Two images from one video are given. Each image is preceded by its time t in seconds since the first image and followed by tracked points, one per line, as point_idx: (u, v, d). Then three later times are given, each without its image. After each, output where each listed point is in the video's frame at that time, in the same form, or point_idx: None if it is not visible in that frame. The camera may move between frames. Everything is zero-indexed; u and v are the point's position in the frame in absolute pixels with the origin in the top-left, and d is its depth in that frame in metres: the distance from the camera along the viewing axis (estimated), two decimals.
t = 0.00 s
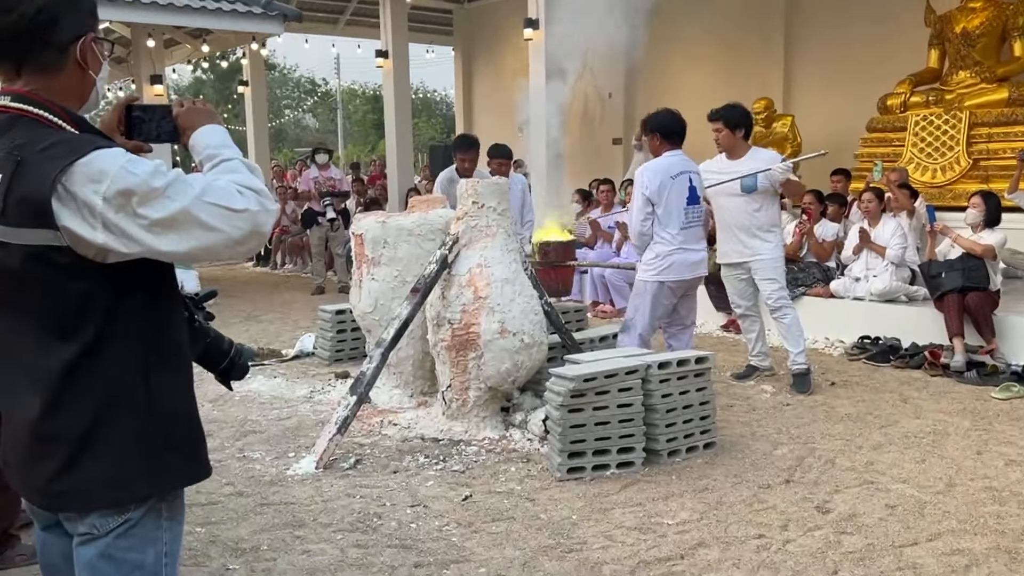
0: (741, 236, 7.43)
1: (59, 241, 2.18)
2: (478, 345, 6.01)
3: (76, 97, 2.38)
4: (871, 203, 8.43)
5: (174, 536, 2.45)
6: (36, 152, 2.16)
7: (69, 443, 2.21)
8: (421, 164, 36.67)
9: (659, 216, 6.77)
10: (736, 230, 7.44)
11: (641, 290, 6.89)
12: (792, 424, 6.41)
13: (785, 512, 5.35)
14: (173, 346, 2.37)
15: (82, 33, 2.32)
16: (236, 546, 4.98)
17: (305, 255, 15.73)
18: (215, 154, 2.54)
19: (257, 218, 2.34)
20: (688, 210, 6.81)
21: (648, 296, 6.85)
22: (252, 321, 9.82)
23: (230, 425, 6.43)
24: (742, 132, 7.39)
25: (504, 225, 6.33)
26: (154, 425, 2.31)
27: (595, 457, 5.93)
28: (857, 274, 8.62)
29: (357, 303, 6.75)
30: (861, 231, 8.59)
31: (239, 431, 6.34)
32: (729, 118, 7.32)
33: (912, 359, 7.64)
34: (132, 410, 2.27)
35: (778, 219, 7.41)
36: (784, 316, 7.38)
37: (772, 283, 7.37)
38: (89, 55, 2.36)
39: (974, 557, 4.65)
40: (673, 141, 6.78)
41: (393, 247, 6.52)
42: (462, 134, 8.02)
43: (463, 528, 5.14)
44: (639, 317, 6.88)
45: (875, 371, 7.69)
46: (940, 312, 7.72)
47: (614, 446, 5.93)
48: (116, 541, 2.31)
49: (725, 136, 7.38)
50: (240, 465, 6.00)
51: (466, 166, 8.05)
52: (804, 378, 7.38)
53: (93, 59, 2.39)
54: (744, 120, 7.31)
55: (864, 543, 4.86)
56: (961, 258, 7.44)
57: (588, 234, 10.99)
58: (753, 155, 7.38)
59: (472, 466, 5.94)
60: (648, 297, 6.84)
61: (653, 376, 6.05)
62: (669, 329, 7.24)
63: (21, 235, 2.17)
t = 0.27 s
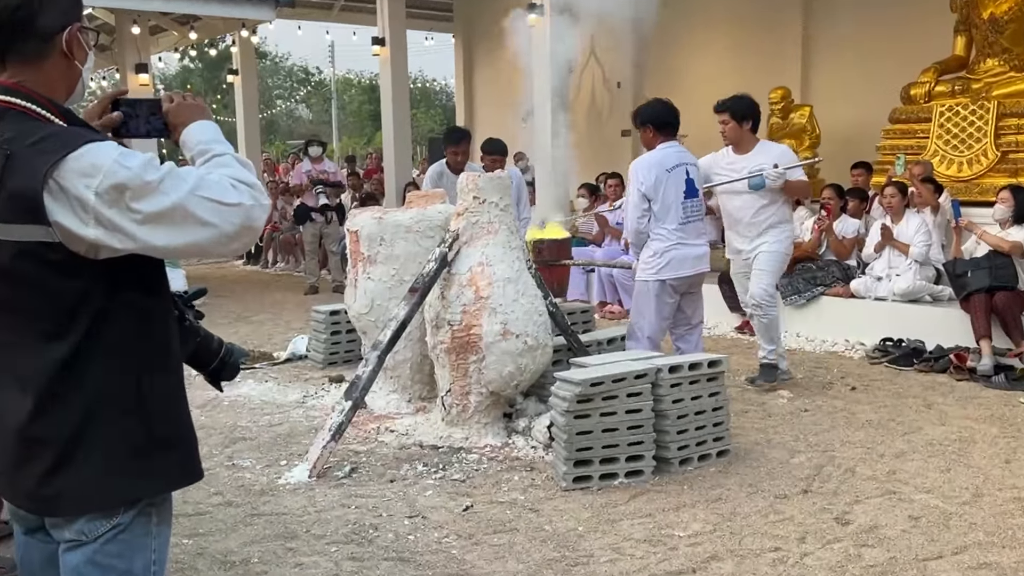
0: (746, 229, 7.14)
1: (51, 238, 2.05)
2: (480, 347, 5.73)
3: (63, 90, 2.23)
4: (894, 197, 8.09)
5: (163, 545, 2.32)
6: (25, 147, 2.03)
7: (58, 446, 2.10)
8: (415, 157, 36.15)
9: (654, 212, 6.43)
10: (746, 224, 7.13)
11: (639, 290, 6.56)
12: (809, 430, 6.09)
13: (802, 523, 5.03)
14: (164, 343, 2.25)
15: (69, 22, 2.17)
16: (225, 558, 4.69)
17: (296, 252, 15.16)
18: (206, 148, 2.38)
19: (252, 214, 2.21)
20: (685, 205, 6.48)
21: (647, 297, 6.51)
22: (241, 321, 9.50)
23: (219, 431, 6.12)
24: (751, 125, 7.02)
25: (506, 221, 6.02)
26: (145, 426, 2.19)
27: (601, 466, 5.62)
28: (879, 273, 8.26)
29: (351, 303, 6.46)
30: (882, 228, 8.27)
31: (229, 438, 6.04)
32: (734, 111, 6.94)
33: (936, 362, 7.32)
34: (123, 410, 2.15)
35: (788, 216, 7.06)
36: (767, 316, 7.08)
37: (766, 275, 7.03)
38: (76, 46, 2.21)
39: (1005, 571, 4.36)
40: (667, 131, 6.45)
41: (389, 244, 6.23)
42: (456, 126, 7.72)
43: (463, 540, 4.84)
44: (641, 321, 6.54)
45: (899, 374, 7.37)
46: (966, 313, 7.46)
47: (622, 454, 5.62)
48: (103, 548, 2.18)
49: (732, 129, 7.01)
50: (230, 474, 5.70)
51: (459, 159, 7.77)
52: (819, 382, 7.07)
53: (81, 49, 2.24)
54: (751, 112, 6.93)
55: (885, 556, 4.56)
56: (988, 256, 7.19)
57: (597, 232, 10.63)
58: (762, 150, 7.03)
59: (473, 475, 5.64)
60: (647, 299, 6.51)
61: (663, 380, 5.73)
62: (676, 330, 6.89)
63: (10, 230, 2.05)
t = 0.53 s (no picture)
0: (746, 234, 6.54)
1: (19, 231, 1.88)
2: (481, 353, 5.27)
3: (36, 72, 2.03)
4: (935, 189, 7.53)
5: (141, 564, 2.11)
6: None
7: (27, 457, 1.90)
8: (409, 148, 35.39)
9: (655, 207, 5.73)
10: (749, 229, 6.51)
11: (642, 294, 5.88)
12: (838, 443, 5.61)
13: (833, 545, 4.55)
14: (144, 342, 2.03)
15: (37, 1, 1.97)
16: None
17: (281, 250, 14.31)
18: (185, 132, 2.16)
19: (237, 205, 2.01)
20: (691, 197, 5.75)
21: (651, 302, 5.82)
22: (225, 324, 9.01)
23: (197, 444, 5.64)
24: (761, 119, 6.35)
25: (509, 216, 5.54)
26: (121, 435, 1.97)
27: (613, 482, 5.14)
28: (916, 272, 7.65)
29: (342, 305, 6.01)
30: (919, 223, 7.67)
31: (208, 451, 5.56)
32: (743, 102, 6.27)
33: (979, 370, 6.75)
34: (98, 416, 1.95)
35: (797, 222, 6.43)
36: (752, 330, 6.49)
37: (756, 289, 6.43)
38: (45, 28, 2.01)
39: None
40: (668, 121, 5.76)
41: (383, 240, 5.79)
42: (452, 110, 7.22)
43: (463, 563, 4.36)
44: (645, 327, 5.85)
45: (938, 382, 6.81)
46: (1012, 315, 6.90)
47: (636, 470, 5.13)
48: (73, 568, 1.99)
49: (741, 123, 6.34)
50: (209, 490, 5.22)
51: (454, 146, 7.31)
52: (846, 389, 6.58)
53: (52, 30, 2.03)
54: (762, 103, 6.26)
55: None
56: None
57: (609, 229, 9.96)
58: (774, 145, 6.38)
59: (473, 492, 5.15)
60: (651, 304, 5.82)
61: (681, 389, 5.25)
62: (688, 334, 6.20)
63: None
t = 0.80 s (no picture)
0: (748, 231, 6.12)
1: None
2: (484, 359, 4.94)
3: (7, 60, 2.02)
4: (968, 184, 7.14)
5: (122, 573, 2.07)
6: None
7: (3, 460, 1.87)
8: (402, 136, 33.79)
9: (657, 203, 5.19)
10: (748, 223, 6.10)
11: (646, 297, 5.33)
12: (863, 455, 5.28)
13: (859, 563, 4.21)
14: (127, 345, 1.99)
15: None
16: None
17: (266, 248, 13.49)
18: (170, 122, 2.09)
19: (221, 201, 1.97)
20: (696, 193, 5.19)
21: (656, 305, 5.27)
22: (214, 328, 8.68)
23: (182, 455, 5.31)
24: (766, 105, 6.01)
25: (514, 212, 5.20)
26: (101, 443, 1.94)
27: (624, 496, 4.81)
28: (948, 273, 7.25)
29: (335, 307, 5.69)
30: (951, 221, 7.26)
31: (193, 463, 5.23)
32: (747, 88, 5.93)
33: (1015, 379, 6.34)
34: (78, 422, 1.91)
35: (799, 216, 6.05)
36: (767, 332, 6.13)
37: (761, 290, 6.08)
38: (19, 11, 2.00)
39: None
40: (668, 111, 5.22)
41: (379, 239, 5.48)
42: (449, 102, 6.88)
43: None
44: (653, 331, 5.31)
45: (972, 393, 6.35)
46: None
47: (649, 483, 4.80)
48: None
49: (745, 109, 5.99)
50: (194, 504, 4.88)
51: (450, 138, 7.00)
52: (871, 395, 6.22)
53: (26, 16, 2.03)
54: (767, 90, 5.92)
55: None
56: None
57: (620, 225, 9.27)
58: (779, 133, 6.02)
59: (475, 506, 4.81)
60: (658, 307, 5.27)
61: (697, 398, 4.91)
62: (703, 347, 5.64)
63: None
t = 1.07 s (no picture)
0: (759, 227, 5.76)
1: None
2: (487, 366, 4.60)
3: None
4: (1006, 177, 6.61)
5: None
6: None
7: None
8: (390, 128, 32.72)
9: (666, 200, 4.80)
10: (760, 218, 5.74)
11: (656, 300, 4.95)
12: (893, 468, 4.93)
13: None
14: (99, 350, 1.93)
15: None
16: None
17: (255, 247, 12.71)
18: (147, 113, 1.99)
19: (203, 194, 1.91)
20: (708, 187, 4.79)
21: (668, 309, 4.89)
22: (200, 332, 8.32)
23: (163, 468, 4.97)
24: (780, 89, 5.61)
25: (518, 208, 4.86)
26: (75, 451, 1.87)
27: (636, 513, 4.47)
28: (985, 273, 6.73)
29: (326, 310, 5.36)
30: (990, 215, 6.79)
31: (175, 477, 4.88)
32: (760, 71, 5.54)
33: None
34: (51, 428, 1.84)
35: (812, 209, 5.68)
36: (786, 333, 5.79)
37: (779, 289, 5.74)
38: None
39: None
40: (676, 101, 4.82)
41: (374, 236, 5.14)
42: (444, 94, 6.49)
43: None
44: (663, 336, 4.94)
45: (1011, 402, 5.90)
46: None
47: (663, 498, 4.46)
48: None
49: (757, 94, 5.60)
50: (175, 519, 4.52)
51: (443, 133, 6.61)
52: (904, 404, 5.85)
53: None
54: (782, 73, 5.53)
55: None
56: None
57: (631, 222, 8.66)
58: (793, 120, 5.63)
59: (477, 523, 4.47)
60: (668, 311, 4.89)
61: (715, 407, 4.56)
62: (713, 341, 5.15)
63: None
